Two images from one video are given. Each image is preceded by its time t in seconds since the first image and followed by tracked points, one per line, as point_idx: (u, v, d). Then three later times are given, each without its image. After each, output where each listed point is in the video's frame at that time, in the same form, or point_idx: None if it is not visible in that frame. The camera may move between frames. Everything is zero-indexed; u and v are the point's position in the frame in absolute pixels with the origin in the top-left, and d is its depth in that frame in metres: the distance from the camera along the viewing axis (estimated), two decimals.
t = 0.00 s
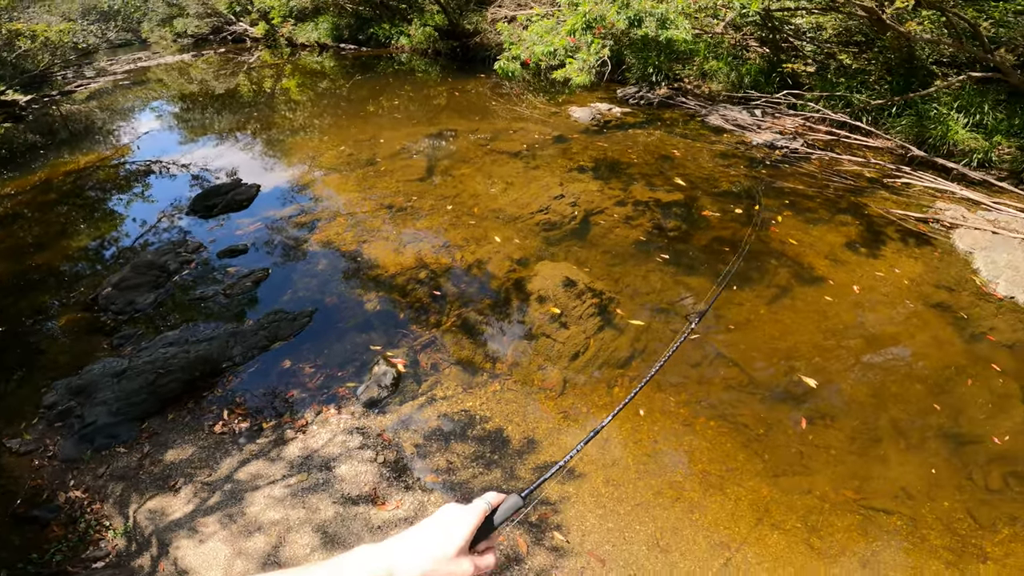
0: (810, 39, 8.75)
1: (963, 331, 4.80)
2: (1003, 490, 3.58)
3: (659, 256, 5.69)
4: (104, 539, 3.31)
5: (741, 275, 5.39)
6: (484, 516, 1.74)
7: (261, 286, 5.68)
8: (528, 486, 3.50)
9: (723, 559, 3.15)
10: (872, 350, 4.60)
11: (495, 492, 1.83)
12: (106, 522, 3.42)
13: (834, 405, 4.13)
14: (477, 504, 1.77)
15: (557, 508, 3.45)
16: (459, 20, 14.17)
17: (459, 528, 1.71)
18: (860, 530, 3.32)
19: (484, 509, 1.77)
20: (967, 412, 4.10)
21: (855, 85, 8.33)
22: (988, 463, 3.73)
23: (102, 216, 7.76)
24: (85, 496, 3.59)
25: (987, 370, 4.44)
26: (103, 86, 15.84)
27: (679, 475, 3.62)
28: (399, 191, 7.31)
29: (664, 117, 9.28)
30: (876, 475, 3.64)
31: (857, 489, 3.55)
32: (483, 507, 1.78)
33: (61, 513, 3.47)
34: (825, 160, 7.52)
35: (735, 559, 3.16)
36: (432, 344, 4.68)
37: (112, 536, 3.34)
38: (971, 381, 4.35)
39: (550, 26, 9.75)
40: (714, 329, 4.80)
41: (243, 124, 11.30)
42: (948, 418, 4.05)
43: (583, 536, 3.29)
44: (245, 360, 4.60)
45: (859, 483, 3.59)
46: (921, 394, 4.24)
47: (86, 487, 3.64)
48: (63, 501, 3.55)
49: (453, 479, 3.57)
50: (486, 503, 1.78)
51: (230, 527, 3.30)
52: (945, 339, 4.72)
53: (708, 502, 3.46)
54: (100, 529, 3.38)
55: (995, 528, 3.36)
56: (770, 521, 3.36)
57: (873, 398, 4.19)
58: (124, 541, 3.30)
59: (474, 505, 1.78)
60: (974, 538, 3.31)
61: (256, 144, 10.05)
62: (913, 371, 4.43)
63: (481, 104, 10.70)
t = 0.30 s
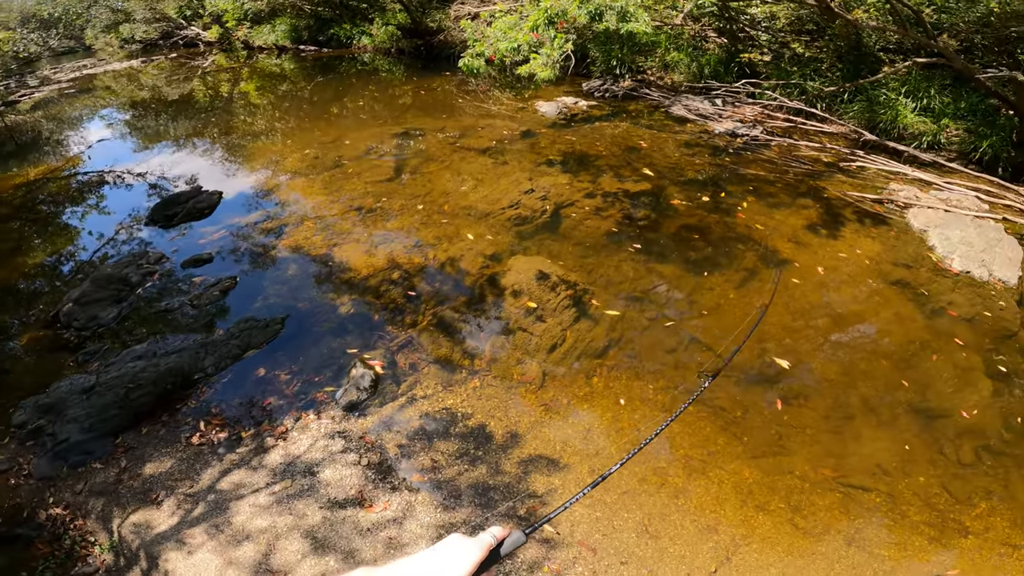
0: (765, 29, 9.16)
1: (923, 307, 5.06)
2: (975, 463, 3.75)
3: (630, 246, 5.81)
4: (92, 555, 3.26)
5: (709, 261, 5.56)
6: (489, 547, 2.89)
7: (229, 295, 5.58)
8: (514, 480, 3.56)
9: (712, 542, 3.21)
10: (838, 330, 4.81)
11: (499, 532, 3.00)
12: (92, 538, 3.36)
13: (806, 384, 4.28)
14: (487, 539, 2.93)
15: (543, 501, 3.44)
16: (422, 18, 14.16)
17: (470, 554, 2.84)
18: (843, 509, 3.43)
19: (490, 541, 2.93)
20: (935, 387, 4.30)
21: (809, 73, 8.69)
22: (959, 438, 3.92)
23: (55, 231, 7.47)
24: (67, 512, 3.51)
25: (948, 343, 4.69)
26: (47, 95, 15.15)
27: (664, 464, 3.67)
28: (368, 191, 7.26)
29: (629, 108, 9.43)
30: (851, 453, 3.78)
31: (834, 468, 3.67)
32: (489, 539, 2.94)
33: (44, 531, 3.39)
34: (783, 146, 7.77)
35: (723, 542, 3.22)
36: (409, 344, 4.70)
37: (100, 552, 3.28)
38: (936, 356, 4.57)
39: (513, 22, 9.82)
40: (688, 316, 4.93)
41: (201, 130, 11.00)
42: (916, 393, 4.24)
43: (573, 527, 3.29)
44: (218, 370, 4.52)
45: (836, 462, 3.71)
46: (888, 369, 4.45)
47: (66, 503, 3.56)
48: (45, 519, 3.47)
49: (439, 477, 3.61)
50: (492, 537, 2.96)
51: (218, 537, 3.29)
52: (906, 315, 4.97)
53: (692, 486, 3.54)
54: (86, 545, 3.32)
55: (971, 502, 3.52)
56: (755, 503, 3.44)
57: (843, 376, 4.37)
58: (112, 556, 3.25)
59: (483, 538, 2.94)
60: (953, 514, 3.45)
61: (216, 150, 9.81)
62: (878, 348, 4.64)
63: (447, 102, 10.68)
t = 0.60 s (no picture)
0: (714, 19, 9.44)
1: (879, 282, 5.34)
2: (945, 436, 3.95)
3: (598, 237, 5.93)
4: None
5: (674, 247, 5.74)
6: (465, 546, 2.80)
7: (192, 310, 5.44)
8: (499, 475, 3.61)
9: (698, 524, 3.32)
10: (803, 308, 5.03)
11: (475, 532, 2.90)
12: (77, 559, 3.26)
13: (775, 362, 4.48)
14: (462, 539, 2.85)
15: (529, 494, 3.50)
16: (376, 20, 14.60)
17: (442, 557, 2.74)
18: (823, 486, 3.57)
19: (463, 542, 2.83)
20: (897, 359, 4.54)
21: (757, 61, 9.05)
22: (926, 409, 4.13)
23: None
24: (49, 535, 3.39)
25: (906, 316, 4.96)
26: None
27: (648, 451, 3.78)
28: (331, 197, 7.18)
29: (588, 102, 9.59)
30: (824, 428, 3.96)
31: (809, 445, 3.84)
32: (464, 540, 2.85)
33: (28, 554, 3.25)
34: (737, 132, 8.05)
35: (708, 524, 3.33)
36: (382, 348, 4.69)
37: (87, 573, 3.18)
38: (895, 328, 4.83)
39: (468, 20, 9.86)
40: (659, 303, 5.08)
41: (150, 142, 10.62)
42: (880, 366, 4.48)
43: (560, 518, 3.37)
44: (188, 387, 4.41)
45: (810, 439, 3.88)
46: (850, 343, 4.68)
47: (46, 526, 3.44)
48: (28, 541, 3.34)
49: (423, 478, 3.63)
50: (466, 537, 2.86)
51: (206, 552, 3.25)
52: (863, 290, 5.24)
53: (675, 471, 3.65)
54: (73, 566, 3.22)
55: (945, 474, 3.69)
56: (736, 484, 3.57)
57: (809, 353, 4.58)
58: None
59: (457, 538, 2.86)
60: (929, 485, 3.61)
61: (167, 162, 9.49)
62: (840, 323, 4.87)
63: (406, 103, 10.63)
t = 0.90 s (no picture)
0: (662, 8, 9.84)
1: (833, 256, 5.62)
2: (913, 403, 4.14)
3: (564, 230, 6.03)
4: None
5: (638, 234, 5.90)
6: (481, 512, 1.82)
7: (153, 330, 5.26)
8: (486, 471, 3.64)
9: (686, 504, 3.39)
10: (766, 287, 5.24)
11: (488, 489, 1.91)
12: None
13: (743, 339, 4.67)
14: (473, 503, 1.83)
15: (518, 486, 3.53)
16: (325, 24, 14.55)
17: (451, 526, 1.74)
18: (807, 462, 3.67)
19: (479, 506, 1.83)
20: (857, 329, 4.78)
21: (705, 49, 9.36)
22: (891, 376, 4.35)
23: None
24: (38, 560, 3.19)
25: (862, 288, 5.23)
26: None
27: (633, 436, 3.84)
28: (292, 205, 7.06)
29: (546, 96, 9.70)
30: (795, 402, 4.13)
31: (785, 420, 3.98)
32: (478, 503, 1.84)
33: None
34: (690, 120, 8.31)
35: (696, 503, 3.40)
36: (356, 354, 4.67)
37: None
38: (852, 300, 5.09)
39: (419, 20, 9.69)
40: (630, 291, 5.19)
41: (90, 159, 10.13)
42: (841, 337, 4.71)
43: (551, 509, 3.39)
44: (158, 407, 4.29)
45: (785, 414, 4.03)
46: (811, 316, 4.92)
47: (34, 552, 3.24)
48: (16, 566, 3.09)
49: (410, 479, 3.63)
50: (481, 500, 1.85)
51: (199, 570, 3.18)
52: (819, 265, 5.51)
53: (659, 454, 3.71)
54: None
55: (916, 441, 3.84)
56: (719, 462, 3.66)
57: (774, 328, 4.78)
58: None
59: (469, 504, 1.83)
60: (903, 455, 3.73)
61: (111, 179, 9.09)
62: (801, 299, 5.10)
63: (362, 106, 10.52)
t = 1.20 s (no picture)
0: None
1: (786, 231, 5.87)
2: (874, 368, 4.37)
3: (528, 223, 6.08)
4: None
5: (599, 222, 6.01)
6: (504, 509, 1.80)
7: (108, 354, 5.04)
8: (470, 467, 3.66)
9: (671, 484, 3.48)
10: (726, 265, 5.43)
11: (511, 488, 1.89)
12: None
13: (707, 316, 4.84)
14: (496, 500, 1.81)
15: (503, 481, 3.56)
16: (264, 30, 14.49)
17: (471, 522, 1.72)
18: (783, 434, 3.80)
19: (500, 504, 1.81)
20: (815, 301, 5.01)
21: (649, 37, 9.58)
22: (850, 343, 4.59)
23: None
24: None
25: (816, 259, 5.50)
26: None
27: (614, 420, 3.93)
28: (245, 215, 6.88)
29: (499, 91, 9.72)
30: (762, 373, 4.30)
31: (756, 393, 4.12)
32: (500, 501, 1.82)
33: None
34: (641, 108, 8.51)
35: (681, 482, 3.49)
36: (326, 362, 4.61)
37: None
38: (808, 272, 5.34)
39: (365, 21, 9.57)
40: (597, 278, 5.29)
41: (18, 183, 9.52)
42: (800, 309, 4.93)
43: (538, 500, 3.41)
44: (123, 430, 4.13)
45: (754, 387, 4.17)
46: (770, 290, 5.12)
47: None
48: None
49: (394, 483, 3.62)
50: (502, 498, 1.83)
51: None
52: (774, 241, 5.74)
53: (639, 437, 3.80)
54: None
55: (881, 407, 4.02)
56: (698, 439, 3.76)
57: (736, 304, 4.97)
58: None
59: (493, 500, 1.82)
60: (872, 422, 3.90)
61: (45, 203, 8.58)
62: (760, 274, 5.31)
63: (310, 111, 10.31)
